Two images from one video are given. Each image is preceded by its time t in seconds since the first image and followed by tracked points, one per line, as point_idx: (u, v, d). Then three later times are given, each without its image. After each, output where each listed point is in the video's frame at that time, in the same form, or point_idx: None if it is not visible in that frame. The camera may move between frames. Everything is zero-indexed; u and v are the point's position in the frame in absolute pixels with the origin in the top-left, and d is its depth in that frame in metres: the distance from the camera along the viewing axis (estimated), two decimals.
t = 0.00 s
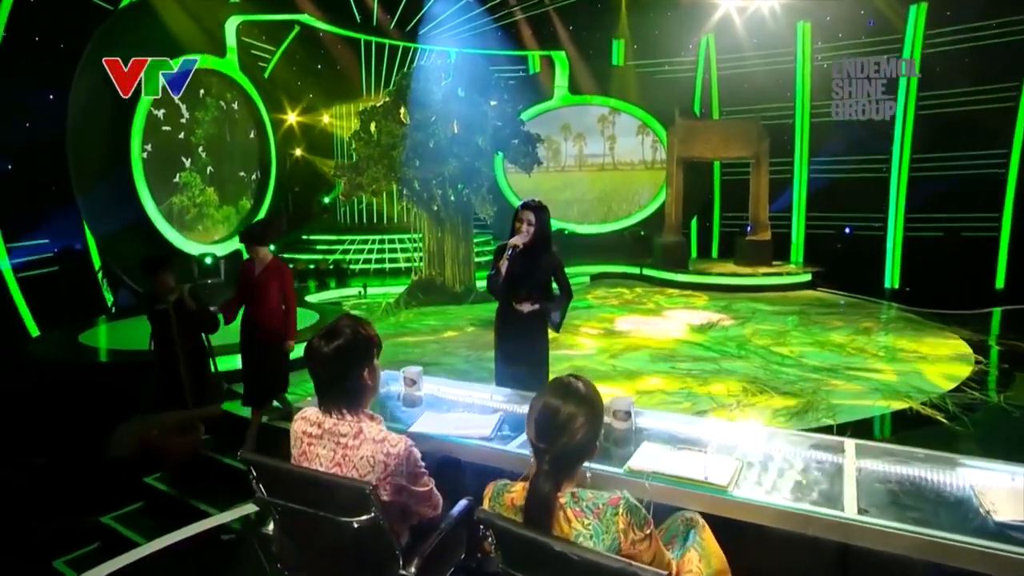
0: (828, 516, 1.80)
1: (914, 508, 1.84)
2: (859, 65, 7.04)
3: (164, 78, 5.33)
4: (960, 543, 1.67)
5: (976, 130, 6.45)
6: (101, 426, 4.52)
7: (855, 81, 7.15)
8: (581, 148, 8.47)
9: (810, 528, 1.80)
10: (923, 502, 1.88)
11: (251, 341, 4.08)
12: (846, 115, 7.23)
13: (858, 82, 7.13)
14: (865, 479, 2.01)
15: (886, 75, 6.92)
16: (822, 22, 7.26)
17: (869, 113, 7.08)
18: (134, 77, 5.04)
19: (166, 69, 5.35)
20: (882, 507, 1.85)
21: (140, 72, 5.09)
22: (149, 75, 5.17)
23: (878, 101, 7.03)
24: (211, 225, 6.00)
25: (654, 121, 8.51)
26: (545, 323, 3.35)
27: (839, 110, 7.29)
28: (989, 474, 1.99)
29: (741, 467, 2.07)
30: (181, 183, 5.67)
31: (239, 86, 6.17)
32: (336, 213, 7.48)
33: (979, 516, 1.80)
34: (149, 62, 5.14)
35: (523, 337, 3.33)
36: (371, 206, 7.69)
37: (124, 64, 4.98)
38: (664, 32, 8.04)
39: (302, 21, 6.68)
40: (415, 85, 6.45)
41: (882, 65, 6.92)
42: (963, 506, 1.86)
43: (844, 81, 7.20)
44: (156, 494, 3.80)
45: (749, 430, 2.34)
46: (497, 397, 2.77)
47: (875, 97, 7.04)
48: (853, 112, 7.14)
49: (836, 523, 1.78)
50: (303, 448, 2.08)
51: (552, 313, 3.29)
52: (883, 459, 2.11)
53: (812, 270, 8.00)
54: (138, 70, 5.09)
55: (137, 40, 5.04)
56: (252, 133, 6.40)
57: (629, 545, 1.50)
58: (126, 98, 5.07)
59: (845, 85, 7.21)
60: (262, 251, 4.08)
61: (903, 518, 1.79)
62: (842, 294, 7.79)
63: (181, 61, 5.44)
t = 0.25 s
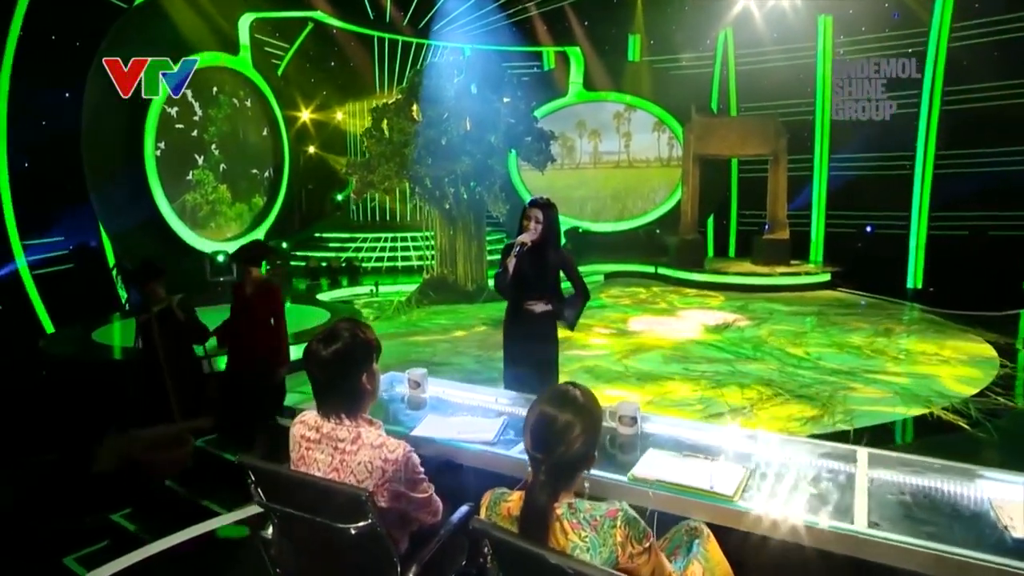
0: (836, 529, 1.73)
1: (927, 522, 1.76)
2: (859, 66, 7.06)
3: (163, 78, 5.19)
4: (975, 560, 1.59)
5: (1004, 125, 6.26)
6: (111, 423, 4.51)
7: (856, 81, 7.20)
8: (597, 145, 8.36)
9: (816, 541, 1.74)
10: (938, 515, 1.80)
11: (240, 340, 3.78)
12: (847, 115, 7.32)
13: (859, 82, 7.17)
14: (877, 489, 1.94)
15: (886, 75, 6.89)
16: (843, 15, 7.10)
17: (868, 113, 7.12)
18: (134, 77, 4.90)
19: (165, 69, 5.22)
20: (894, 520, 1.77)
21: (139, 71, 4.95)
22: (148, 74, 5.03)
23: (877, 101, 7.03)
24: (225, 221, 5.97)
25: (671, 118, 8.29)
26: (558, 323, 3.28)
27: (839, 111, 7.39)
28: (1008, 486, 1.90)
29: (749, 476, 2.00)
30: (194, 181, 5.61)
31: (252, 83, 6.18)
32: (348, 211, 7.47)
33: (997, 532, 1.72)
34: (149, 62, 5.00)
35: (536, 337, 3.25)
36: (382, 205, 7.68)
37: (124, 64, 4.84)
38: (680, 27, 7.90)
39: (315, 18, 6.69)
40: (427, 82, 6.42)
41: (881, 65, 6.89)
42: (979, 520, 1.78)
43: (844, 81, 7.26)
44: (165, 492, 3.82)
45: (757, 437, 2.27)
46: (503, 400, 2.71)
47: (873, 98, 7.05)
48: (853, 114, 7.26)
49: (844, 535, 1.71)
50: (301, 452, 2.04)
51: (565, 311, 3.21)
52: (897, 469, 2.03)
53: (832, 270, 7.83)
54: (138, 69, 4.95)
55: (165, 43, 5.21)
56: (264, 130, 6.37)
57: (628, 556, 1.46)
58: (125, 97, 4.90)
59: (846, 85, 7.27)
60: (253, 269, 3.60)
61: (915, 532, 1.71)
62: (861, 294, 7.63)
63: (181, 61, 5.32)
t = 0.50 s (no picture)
0: (843, 545, 1.65)
1: (939, 540, 1.68)
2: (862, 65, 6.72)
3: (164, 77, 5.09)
4: None
5: None
6: (123, 419, 4.53)
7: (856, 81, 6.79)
8: (612, 142, 8.24)
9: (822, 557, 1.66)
10: (951, 532, 1.71)
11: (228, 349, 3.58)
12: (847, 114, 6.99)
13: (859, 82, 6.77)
14: (888, 503, 1.85)
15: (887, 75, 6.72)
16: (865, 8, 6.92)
17: (869, 112, 6.86)
18: (134, 77, 4.77)
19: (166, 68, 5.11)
20: (904, 537, 1.69)
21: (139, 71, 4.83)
22: (149, 73, 4.91)
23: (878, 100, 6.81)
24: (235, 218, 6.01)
25: (689, 115, 8.23)
26: (570, 316, 3.17)
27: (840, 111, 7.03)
28: None
29: (754, 488, 1.93)
30: (206, 178, 5.65)
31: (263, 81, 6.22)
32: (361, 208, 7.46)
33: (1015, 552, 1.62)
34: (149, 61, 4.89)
35: (550, 338, 3.17)
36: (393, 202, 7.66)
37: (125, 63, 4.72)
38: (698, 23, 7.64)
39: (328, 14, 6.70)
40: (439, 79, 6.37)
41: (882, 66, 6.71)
42: (996, 539, 1.68)
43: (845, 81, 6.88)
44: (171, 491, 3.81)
45: (763, 446, 2.19)
46: (505, 404, 2.65)
47: (875, 97, 6.81)
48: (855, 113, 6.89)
49: (852, 551, 1.63)
50: (295, 458, 1.99)
51: (576, 302, 3.11)
52: (909, 482, 1.94)
53: (853, 270, 7.68)
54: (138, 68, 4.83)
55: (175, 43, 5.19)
56: (275, 127, 6.43)
57: None
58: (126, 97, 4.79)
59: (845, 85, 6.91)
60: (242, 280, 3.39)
61: (927, 550, 1.63)
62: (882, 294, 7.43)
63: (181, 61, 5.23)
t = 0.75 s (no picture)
0: (846, 558, 1.59)
1: (946, 554, 1.61)
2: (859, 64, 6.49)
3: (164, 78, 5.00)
4: None
5: None
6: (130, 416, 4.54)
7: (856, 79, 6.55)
8: (623, 139, 8.17)
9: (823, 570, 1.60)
10: (959, 547, 1.65)
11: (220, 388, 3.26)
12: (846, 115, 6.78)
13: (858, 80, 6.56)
14: (893, 515, 1.79)
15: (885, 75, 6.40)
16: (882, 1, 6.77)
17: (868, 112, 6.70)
18: (135, 77, 4.71)
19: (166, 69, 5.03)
20: (909, 550, 1.63)
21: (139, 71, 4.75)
22: (149, 74, 4.82)
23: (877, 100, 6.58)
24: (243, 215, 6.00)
25: (700, 111, 8.07)
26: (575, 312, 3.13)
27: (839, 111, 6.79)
28: None
29: (755, 497, 1.87)
30: (214, 175, 5.64)
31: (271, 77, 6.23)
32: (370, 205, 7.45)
33: None
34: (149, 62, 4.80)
35: (554, 338, 3.12)
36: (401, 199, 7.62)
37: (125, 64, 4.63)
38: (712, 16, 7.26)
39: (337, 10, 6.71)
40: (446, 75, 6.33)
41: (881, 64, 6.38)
42: (1005, 554, 1.62)
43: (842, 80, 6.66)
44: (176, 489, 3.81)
45: (767, 453, 2.12)
46: (506, 408, 2.60)
47: (875, 97, 6.54)
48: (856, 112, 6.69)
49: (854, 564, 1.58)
50: (287, 463, 1.96)
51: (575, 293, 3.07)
52: (915, 493, 1.88)
53: (868, 269, 7.59)
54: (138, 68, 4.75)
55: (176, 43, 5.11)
56: (284, 125, 6.44)
57: None
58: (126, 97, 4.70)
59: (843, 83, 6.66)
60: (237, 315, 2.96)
61: (932, 564, 1.57)
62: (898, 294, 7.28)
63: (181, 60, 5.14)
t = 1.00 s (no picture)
0: (843, 568, 1.53)
1: (947, 564, 1.54)
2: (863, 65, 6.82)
3: (165, 78, 4.94)
4: None
5: None
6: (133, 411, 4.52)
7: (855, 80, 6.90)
8: (633, 133, 8.07)
9: None
10: (961, 557, 1.58)
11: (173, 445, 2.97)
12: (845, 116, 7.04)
13: (858, 81, 6.89)
14: (894, 523, 1.72)
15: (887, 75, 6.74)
16: None
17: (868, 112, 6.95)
18: (134, 77, 4.64)
19: (166, 69, 4.96)
20: (908, 561, 1.56)
21: (140, 71, 4.69)
22: (149, 74, 4.77)
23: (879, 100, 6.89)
24: (250, 210, 6.06)
25: (713, 105, 7.98)
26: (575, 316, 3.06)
27: (838, 112, 7.06)
28: None
29: (753, 505, 1.81)
30: (222, 171, 5.68)
31: (279, 73, 6.25)
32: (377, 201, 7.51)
33: None
34: (149, 62, 4.75)
35: (555, 341, 3.07)
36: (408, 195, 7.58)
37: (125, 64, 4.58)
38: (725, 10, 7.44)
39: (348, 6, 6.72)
40: (455, 70, 6.28)
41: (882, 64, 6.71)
42: (1010, 567, 1.54)
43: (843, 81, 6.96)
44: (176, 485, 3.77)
45: (765, 458, 2.07)
46: (504, 409, 2.56)
47: (875, 94, 6.84)
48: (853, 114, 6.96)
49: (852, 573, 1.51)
50: (278, 466, 1.92)
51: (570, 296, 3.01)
52: (919, 501, 1.81)
53: (881, 267, 7.45)
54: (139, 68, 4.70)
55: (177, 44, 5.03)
56: (292, 121, 6.50)
57: None
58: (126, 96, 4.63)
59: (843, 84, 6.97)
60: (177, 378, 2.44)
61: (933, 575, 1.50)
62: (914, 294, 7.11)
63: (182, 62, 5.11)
